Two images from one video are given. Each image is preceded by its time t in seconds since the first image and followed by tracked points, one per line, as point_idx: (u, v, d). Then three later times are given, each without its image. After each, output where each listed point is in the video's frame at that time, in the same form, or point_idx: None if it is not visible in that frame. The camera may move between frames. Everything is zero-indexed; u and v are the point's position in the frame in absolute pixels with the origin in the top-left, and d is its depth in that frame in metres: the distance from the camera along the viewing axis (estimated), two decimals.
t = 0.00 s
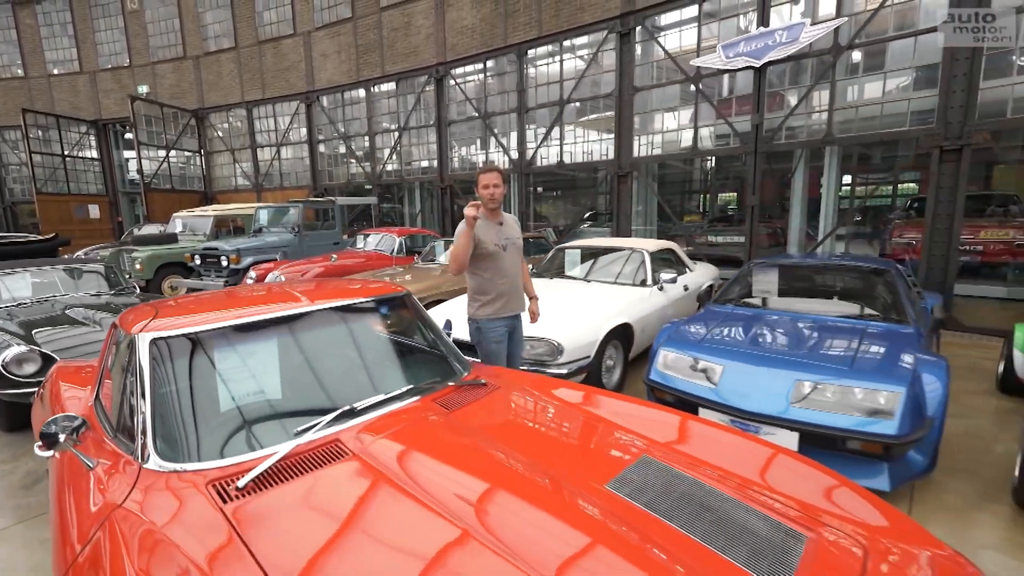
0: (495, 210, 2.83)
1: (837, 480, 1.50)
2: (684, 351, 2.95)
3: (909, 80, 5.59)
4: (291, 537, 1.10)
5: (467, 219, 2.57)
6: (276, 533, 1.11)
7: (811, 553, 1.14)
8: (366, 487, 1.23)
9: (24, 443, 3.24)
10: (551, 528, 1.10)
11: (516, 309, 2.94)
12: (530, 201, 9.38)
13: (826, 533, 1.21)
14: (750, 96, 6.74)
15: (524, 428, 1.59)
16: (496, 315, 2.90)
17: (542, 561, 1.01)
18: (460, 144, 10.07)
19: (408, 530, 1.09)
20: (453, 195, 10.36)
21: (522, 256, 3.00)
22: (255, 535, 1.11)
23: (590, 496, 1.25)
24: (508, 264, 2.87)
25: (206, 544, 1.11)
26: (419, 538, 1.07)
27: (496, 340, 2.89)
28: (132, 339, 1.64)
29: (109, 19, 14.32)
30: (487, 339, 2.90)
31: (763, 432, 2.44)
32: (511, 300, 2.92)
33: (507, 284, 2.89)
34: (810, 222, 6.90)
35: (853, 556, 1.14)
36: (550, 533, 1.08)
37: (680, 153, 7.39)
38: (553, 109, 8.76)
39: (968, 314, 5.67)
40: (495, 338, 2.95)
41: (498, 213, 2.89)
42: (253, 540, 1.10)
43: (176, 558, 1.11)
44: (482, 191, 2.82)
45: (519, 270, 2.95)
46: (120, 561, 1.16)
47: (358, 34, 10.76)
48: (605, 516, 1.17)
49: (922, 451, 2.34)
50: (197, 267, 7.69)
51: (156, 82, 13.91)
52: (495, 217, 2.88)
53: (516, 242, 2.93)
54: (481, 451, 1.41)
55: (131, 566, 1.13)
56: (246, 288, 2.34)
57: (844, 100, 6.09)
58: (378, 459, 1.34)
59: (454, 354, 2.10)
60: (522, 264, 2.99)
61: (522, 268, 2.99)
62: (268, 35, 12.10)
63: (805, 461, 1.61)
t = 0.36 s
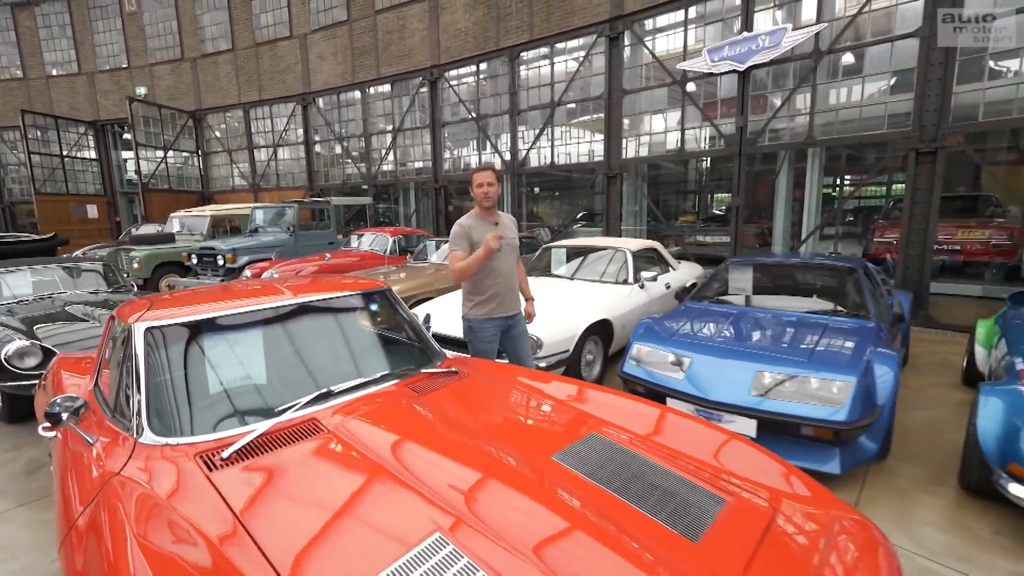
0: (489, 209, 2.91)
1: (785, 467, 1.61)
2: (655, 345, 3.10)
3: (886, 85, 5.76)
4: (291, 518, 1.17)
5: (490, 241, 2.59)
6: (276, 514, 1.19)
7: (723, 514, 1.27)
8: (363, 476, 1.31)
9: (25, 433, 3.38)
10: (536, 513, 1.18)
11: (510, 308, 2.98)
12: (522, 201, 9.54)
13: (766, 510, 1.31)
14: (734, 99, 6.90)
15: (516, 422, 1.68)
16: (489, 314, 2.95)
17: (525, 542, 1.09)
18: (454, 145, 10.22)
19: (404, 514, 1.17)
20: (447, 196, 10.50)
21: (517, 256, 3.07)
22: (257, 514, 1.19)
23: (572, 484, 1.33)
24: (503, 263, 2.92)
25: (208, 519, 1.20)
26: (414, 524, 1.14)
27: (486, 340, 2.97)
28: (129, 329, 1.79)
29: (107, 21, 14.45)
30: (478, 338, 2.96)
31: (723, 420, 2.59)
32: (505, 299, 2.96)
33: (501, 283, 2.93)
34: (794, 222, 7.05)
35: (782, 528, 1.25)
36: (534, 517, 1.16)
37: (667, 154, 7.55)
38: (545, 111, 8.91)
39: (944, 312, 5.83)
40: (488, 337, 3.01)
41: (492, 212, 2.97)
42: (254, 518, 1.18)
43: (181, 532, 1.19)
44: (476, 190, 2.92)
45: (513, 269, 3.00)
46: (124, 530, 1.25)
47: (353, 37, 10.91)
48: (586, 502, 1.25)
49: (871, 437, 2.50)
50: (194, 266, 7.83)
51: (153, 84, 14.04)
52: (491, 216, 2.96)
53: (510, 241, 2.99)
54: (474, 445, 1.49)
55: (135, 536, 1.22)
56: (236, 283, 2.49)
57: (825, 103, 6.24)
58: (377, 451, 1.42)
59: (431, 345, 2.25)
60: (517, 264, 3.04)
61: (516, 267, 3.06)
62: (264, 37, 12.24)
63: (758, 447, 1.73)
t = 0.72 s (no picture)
0: (500, 213, 2.97)
1: (741, 451, 1.73)
2: (631, 339, 3.25)
3: (867, 89, 5.91)
4: (291, 497, 1.27)
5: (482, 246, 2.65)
6: (276, 492, 1.29)
7: (667, 483, 1.39)
8: (358, 460, 1.41)
9: (28, 424, 3.51)
10: (518, 492, 1.28)
11: (511, 310, 3.05)
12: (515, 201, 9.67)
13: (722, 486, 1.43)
14: (720, 102, 7.06)
15: (501, 410, 1.77)
16: (490, 315, 3.05)
17: (507, 519, 1.19)
18: (448, 146, 10.36)
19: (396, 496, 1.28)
20: (442, 196, 10.63)
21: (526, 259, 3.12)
22: (258, 492, 1.29)
23: (550, 466, 1.43)
24: (506, 267, 2.98)
25: (212, 495, 1.30)
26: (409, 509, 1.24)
27: (485, 340, 3.09)
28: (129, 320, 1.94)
29: (105, 22, 14.55)
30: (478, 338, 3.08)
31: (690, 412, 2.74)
32: (507, 302, 3.03)
33: (505, 286, 3.00)
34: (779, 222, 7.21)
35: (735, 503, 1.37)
36: (516, 496, 1.27)
37: (656, 155, 7.70)
38: (537, 113, 9.06)
39: (922, 310, 5.99)
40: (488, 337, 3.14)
41: (504, 216, 3.02)
42: (255, 496, 1.28)
43: (188, 509, 1.29)
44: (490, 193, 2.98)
45: (520, 273, 3.05)
46: (133, 507, 1.35)
47: (349, 38, 11.04)
48: (563, 482, 1.35)
49: (830, 425, 2.65)
50: (191, 265, 7.96)
51: (151, 84, 14.15)
52: (502, 219, 3.02)
53: (518, 245, 3.03)
54: (463, 431, 1.58)
55: (145, 512, 1.32)
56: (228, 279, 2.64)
57: (808, 106, 6.39)
58: (371, 437, 1.52)
59: (414, 338, 2.40)
60: (524, 268, 3.09)
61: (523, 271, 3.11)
62: (261, 39, 12.36)
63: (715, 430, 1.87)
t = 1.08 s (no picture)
0: (521, 208, 3.04)
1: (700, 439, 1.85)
2: (608, 334, 3.39)
3: (849, 92, 6.05)
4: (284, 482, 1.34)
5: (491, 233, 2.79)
6: (270, 479, 1.35)
7: (639, 471, 1.46)
8: (350, 451, 1.47)
9: (26, 418, 3.62)
10: (500, 479, 1.35)
11: (527, 305, 3.14)
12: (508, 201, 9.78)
13: (689, 473, 1.51)
14: (708, 104, 7.19)
15: (488, 403, 1.85)
16: (507, 309, 3.12)
17: (489, 504, 1.25)
18: (443, 146, 10.47)
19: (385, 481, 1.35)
20: (437, 197, 10.74)
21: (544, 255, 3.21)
22: (253, 478, 1.35)
23: (529, 454, 1.50)
24: (523, 262, 3.07)
25: (208, 482, 1.36)
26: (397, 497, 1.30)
27: (502, 336, 3.16)
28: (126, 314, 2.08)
29: (102, 22, 14.64)
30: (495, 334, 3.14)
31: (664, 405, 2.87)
32: (524, 296, 3.11)
33: (522, 280, 3.09)
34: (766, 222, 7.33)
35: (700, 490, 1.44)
36: (499, 483, 1.33)
37: (646, 156, 7.81)
38: (530, 114, 9.18)
39: (904, 308, 6.12)
40: (505, 333, 3.20)
41: (525, 211, 3.10)
42: (250, 484, 1.34)
43: (184, 494, 1.35)
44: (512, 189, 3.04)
45: (537, 268, 3.13)
46: (130, 494, 1.40)
47: (345, 40, 11.14)
48: (543, 470, 1.42)
49: (796, 416, 2.78)
50: (188, 264, 8.06)
51: (148, 85, 14.24)
52: (522, 215, 3.10)
53: (536, 241, 3.11)
54: (451, 422, 1.65)
55: (141, 497, 1.38)
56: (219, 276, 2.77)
57: (794, 108, 6.51)
58: (364, 430, 1.58)
59: (396, 332, 2.54)
60: (541, 263, 3.18)
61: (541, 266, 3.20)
62: (258, 40, 12.46)
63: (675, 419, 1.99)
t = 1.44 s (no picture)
0: (525, 208, 3.06)
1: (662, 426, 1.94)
2: (588, 330, 3.50)
3: (834, 93, 6.14)
4: (270, 476, 1.39)
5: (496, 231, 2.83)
6: (256, 473, 1.40)
7: (612, 464, 1.53)
8: (338, 448, 1.51)
9: (20, 414, 3.69)
10: (481, 474, 1.40)
11: (532, 304, 3.17)
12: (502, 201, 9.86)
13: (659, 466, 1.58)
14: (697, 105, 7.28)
15: (474, 399, 1.90)
16: (513, 309, 3.13)
17: (469, 497, 1.30)
18: (437, 147, 10.55)
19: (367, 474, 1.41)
20: (431, 196, 10.83)
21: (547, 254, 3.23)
22: (241, 471, 1.40)
23: (506, 448, 1.56)
24: (528, 262, 3.09)
25: (197, 475, 1.40)
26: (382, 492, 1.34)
27: (511, 335, 3.18)
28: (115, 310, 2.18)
29: (98, 22, 14.70)
30: (503, 333, 3.15)
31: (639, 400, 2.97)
32: (529, 296, 3.13)
33: (526, 280, 3.11)
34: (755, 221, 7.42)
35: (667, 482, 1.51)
36: (479, 477, 1.38)
37: (636, 156, 7.91)
38: (522, 114, 9.26)
39: (888, 307, 6.21)
40: (513, 332, 3.21)
41: (529, 211, 3.12)
42: (238, 478, 1.38)
43: (172, 485, 1.40)
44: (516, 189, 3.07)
45: (541, 268, 3.16)
46: (118, 486, 1.45)
47: (340, 40, 11.21)
48: (519, 463, 1.48)
49: (767, 410, 2.88)
50: (183, 263, 8.13)
51: (144, 85, 14.30)
52: (526, 214, 3.11)
53: (540, 241, 3.15)
54: (437, 418, 1.70)
55: (129, 489, 1.42)
56: (207, 273, 2.86)
57: (781, 109, 6.58)
58: (352, 426, 1.63)
59: (379, 326, 2.64)
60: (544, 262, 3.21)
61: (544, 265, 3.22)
62: (253, 40, 12.53)
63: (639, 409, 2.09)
